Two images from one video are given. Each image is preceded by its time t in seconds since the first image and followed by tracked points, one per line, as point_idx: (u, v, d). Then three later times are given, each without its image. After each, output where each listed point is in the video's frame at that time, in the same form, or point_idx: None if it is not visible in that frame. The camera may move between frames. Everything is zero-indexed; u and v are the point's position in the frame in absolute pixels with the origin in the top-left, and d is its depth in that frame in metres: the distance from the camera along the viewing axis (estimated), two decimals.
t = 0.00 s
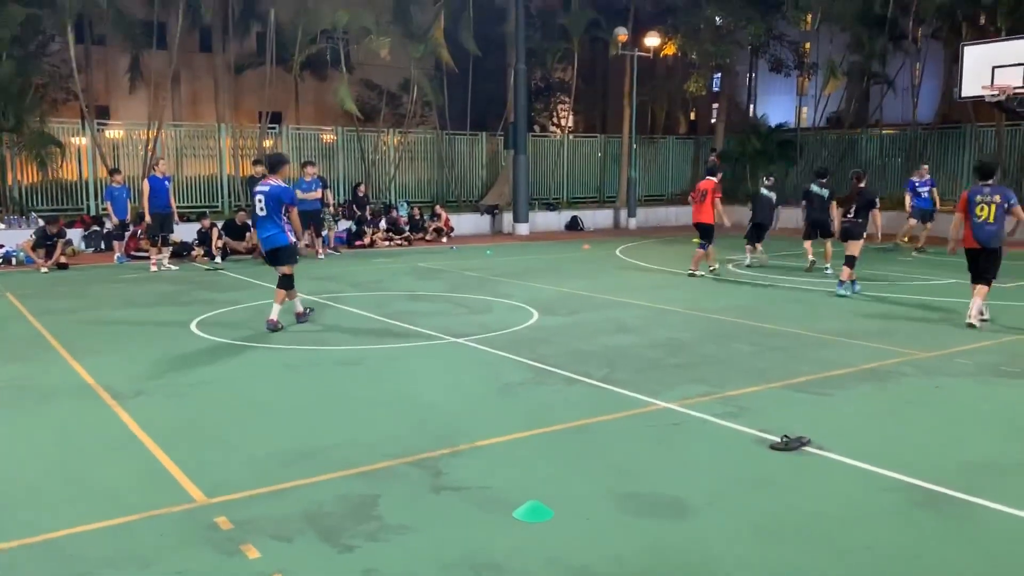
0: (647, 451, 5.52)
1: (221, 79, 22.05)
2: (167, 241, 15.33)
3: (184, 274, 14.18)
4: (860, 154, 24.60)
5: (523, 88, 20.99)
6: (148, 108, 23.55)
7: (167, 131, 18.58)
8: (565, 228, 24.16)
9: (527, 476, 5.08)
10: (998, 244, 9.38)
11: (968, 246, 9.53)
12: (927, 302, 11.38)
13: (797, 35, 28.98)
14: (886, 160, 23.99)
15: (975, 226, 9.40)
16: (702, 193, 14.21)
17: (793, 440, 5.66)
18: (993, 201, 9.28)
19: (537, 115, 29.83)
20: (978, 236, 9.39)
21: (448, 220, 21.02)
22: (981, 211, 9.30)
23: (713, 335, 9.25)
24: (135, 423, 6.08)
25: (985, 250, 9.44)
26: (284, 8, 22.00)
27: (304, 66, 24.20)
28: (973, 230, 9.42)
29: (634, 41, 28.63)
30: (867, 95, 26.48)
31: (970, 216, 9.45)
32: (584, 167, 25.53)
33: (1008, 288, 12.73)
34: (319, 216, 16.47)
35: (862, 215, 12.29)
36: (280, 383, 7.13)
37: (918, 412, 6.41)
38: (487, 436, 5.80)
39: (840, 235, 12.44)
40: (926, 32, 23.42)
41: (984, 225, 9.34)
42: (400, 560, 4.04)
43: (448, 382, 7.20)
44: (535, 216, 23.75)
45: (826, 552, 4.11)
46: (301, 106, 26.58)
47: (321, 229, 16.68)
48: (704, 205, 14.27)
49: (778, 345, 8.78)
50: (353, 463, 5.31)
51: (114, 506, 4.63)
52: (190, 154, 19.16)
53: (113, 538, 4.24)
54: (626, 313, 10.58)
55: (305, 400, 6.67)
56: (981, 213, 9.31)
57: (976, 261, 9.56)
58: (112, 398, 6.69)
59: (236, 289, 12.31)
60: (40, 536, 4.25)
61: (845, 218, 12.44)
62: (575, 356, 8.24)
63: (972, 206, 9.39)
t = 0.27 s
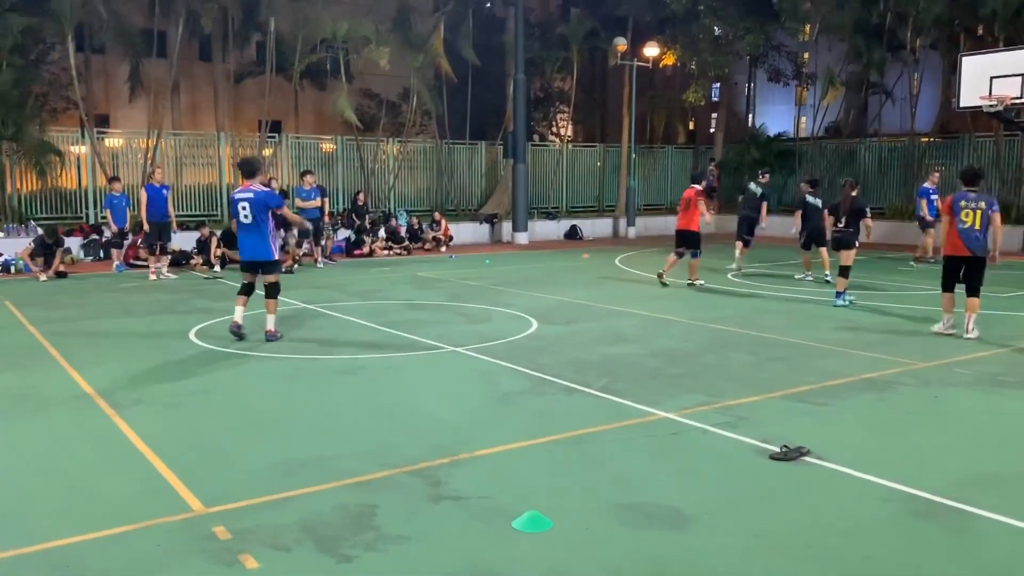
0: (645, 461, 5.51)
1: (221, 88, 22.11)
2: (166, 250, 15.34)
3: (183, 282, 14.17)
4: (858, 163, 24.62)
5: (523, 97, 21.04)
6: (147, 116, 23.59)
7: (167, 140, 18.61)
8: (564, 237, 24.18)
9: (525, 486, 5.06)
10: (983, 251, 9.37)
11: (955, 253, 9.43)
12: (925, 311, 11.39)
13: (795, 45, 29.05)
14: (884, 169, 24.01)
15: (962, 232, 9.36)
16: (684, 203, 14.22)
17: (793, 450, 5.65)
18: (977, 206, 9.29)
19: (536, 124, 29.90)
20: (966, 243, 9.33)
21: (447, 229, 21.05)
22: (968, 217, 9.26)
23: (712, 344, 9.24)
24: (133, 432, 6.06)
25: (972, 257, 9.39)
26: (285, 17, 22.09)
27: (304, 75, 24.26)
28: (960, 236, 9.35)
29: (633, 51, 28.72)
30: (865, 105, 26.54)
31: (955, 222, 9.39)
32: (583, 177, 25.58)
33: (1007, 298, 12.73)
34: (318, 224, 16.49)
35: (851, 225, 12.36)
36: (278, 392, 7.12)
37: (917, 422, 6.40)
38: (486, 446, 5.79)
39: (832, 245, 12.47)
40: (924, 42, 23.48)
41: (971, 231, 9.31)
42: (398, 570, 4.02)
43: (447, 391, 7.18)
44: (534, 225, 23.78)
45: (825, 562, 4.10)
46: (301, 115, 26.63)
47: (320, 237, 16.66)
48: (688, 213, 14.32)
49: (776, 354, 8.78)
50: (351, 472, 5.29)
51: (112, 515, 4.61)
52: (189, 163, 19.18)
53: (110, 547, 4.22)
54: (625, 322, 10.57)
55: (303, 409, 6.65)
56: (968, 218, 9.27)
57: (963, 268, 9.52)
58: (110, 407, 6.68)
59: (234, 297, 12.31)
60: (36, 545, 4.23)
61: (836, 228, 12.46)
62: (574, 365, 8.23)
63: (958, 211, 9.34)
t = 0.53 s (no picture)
0: (640, 468, 5.52)
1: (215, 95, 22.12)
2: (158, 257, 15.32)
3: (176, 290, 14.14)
4: (851, 170, 24.73)
5: (516, 104, 21.10)
6: (141, 123, 23.57)
7: (160, 147, 18.60)
8: (558, 243, 24.22)
9: (519, 493, 5.06)
10: (956, 262, 9.41)
11: (926, 265, 9.49)
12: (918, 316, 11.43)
13: (788, 53, 29.20)
14: (876, 177, 24.11)
15: (932, 243, 9.43)
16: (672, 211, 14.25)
17: (786, 456, 5.66)
18: (947, 217, 9.33)
19: (529, 131, 29.95)
20: (935, 254, 9.40)
21: (441, 236, 21.06)
22: (936, 228, 9.34)
23: (705, 351, 9.26)
24: (126, 440, 6.05)
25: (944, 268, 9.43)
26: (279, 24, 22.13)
27: (298, 82, 24.29)
28: (931, 247, 9.43)
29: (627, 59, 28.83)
30: (857, 113, 26.67)
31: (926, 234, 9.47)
32: (577, 183, 25.63)
33: (999, 304, 12.80)
34: (312, 232, 16.49)
35: (839, 230, 12.27)
36: (272, 400, 7.10)
37: (910, 428, 6.42)
38: (480, 453, 5.79)
39: (821, 251, 12.45)
40: (915, 50, 23.62)
41: (941, 242, 9.37)
42: None
43: (442, 398, 7.19)
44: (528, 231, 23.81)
45: (818, 569, 4.10)
46: (294, 122, 26.65)
47: (314, 244, 16.63)
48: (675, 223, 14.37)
49: (770, 361, 8.80)
50: (344, 480, 5.29)
51: (104, 523, 4.60)
52: (183, 170, 19.17)
53: (103, 557, 4.20)
54: (619, 329, 10.59)
55: (298, 416, 6.65)
56: (936, 230, 9.34)
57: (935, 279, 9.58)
58: (103, 415, 6.65)
59: (229, 305, 12.30)
60: (29, 554, 4.21)
61: (824, 234, 12.37)
62: (568, 372, 8.24)
63: (928, 223, 9.42)
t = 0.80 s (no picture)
0: (624, 473, 5.53)
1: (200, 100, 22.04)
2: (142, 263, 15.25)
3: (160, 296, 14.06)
4: (835, 176, 24.90)
5: (502, 110, 21.12)
6: (125, 129, 23.44)
7: (144, 153, 18.52)
8: (545, 249, 24.25)
9: (502, 499, 5.06)
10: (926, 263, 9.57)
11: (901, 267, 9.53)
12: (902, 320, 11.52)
13: (771, 60, 29.39)
14: (859, 183, 24.29)
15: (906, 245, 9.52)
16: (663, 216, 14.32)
17: (769, 460, 5.69)
18: (915, 219, 9.53)
19: (515, 137, 30.00)
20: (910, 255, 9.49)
21: (427, 241, 21.05)
22: (910, 230, 9.46)
23: (690, 356, 9.30)
24: (108, 448, 6.00)
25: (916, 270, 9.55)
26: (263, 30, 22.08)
27: (283, 88, 24.23)
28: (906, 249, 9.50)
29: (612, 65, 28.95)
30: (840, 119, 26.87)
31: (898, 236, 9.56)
32: (563, 189, 25.68)
33: (981, 308, 12.91)
34: (298, 237, 16.45)
35: (817, 236, 12.49)
36: (255, 407, 7.07)
37: (893, 432, 6.47)
38: (464, 459, 5.79)
39: (798, 256, 12.71)
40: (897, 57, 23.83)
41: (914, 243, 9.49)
42: None
43: (427, 404, 7.18)
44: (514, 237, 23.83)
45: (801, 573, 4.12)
46: (280, 127, 26.58)
47: (300, 250, 16.56)
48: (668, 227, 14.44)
49: (755, 365, 8.84)
50: (328, 487, 5.27)
51: (85, 532, 4.57)
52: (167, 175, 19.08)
53: (84, 566, 4.16)
54: (605, 334, 10.61)
55: (282, 423, 6.62)
56: (911, 231, 9.45)
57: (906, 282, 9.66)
58: (85, 423, 6.60)
59: (214, 311, 12.24)
60: (9, 564, 4.17)
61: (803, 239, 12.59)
62: (553, 378, 8.24)
63: (900, 225, 9.52)
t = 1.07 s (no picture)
0: (604, 477, 5.54)
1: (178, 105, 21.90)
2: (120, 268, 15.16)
3: (139, 301, 13.94)
4: (813, 181, 25.11)
5: (483, 115, 21.12)
6: (102, 133, 23.25)
7: (122, 157, 18.36)
8: (526, 253, 24.26)
9: (484, 504, 5.06)
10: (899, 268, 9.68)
11: (876, 271, 9.62)
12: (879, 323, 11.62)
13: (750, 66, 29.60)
14: (837, 188, 24.50)
15: (880, 249, 9.60)
16: (651, 219, 14.40)
17: (749, 464, 5.72)
18: (888, 223, 9.65)
19: (497, 141, 30.02)
20: (884, 260, 9.58)
21: (409, 246, 21.01)
22: (883, 234, 9.56)
23: (671, 360, 9.33)
24: (84, 455, 5.93)
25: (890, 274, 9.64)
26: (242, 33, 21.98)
27: (263, 92, 24.11)
28: (880, 253, 9.58)
29: (592, 69, 29.04)
30: (819, 124, 27.10)
31: (872, 240, 9.64)
32: (544, 194, 25.70)
33: (957, 312, 13.05)
34: (277, 242, 16.36)
35: (794, 240, 12.61)
36: (234, 413, 7.01)
37: (871, 435, 6.52)
38: (445, 465, 5.77)
39: (775, 260, 12.80)
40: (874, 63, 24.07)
41: (888, 247, 9.59)
42: None
43: (408, 409, 7.16)
44: (495, 241, 23.82)
45: None
46: (259, 132, 26.45)
47: (279, 255, 16.46)
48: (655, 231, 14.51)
49: (734, 369, 8.88)
50: (307, 494, 5.23)
51: (60, 540, 4.51)
52: (145, 179, 18.92)
53: None
54: (586, 338, 10.63)
55: (261, 429, 6.58)
56: (884, 235, 9.55)
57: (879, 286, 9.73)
58: (61, 430, 6.52)
59: (193, 317, 12.14)
60: None
61: (779, 244, 12.70)
62: (534, 383, 8.23)
63: (874, 229, 9.62)
